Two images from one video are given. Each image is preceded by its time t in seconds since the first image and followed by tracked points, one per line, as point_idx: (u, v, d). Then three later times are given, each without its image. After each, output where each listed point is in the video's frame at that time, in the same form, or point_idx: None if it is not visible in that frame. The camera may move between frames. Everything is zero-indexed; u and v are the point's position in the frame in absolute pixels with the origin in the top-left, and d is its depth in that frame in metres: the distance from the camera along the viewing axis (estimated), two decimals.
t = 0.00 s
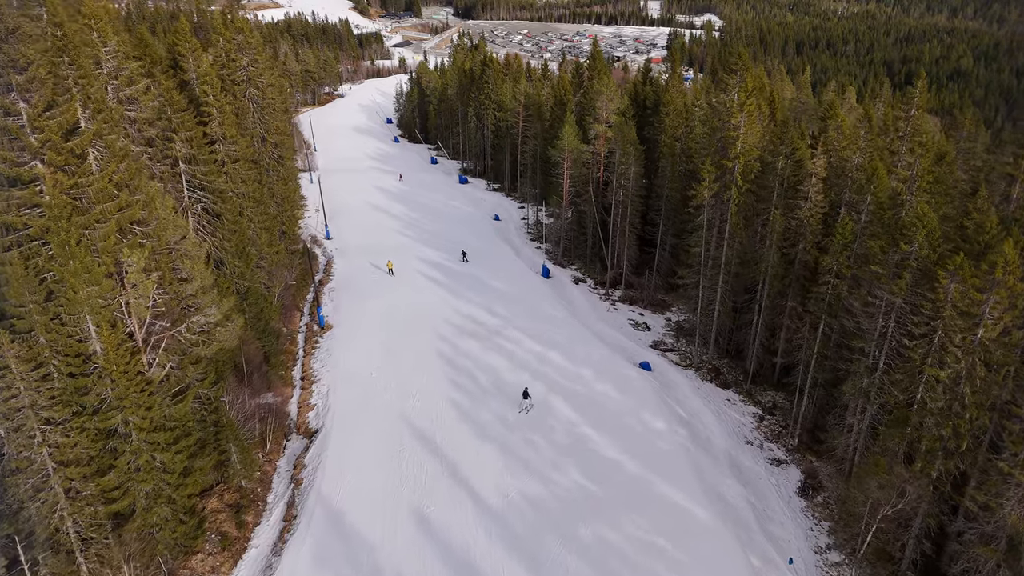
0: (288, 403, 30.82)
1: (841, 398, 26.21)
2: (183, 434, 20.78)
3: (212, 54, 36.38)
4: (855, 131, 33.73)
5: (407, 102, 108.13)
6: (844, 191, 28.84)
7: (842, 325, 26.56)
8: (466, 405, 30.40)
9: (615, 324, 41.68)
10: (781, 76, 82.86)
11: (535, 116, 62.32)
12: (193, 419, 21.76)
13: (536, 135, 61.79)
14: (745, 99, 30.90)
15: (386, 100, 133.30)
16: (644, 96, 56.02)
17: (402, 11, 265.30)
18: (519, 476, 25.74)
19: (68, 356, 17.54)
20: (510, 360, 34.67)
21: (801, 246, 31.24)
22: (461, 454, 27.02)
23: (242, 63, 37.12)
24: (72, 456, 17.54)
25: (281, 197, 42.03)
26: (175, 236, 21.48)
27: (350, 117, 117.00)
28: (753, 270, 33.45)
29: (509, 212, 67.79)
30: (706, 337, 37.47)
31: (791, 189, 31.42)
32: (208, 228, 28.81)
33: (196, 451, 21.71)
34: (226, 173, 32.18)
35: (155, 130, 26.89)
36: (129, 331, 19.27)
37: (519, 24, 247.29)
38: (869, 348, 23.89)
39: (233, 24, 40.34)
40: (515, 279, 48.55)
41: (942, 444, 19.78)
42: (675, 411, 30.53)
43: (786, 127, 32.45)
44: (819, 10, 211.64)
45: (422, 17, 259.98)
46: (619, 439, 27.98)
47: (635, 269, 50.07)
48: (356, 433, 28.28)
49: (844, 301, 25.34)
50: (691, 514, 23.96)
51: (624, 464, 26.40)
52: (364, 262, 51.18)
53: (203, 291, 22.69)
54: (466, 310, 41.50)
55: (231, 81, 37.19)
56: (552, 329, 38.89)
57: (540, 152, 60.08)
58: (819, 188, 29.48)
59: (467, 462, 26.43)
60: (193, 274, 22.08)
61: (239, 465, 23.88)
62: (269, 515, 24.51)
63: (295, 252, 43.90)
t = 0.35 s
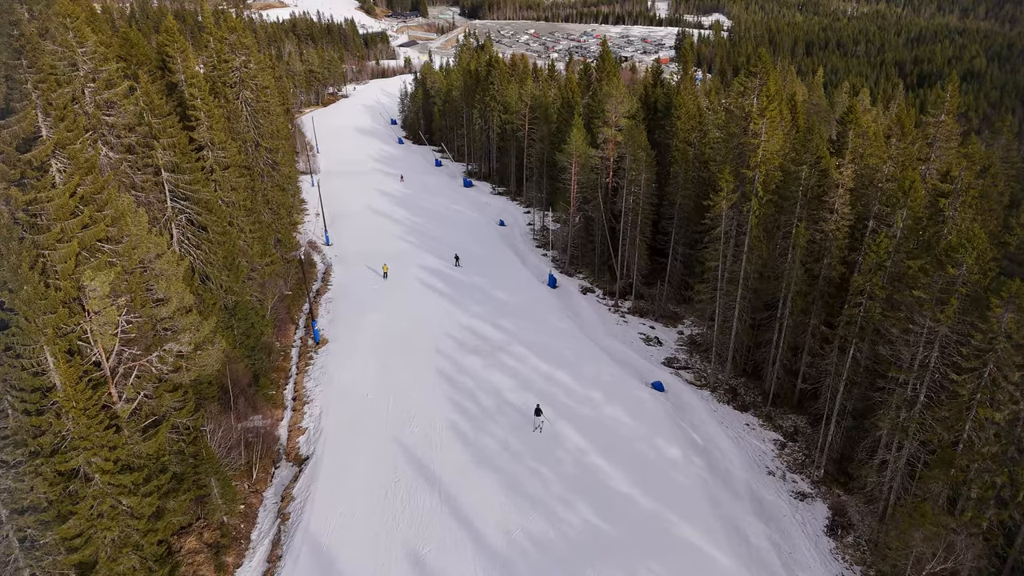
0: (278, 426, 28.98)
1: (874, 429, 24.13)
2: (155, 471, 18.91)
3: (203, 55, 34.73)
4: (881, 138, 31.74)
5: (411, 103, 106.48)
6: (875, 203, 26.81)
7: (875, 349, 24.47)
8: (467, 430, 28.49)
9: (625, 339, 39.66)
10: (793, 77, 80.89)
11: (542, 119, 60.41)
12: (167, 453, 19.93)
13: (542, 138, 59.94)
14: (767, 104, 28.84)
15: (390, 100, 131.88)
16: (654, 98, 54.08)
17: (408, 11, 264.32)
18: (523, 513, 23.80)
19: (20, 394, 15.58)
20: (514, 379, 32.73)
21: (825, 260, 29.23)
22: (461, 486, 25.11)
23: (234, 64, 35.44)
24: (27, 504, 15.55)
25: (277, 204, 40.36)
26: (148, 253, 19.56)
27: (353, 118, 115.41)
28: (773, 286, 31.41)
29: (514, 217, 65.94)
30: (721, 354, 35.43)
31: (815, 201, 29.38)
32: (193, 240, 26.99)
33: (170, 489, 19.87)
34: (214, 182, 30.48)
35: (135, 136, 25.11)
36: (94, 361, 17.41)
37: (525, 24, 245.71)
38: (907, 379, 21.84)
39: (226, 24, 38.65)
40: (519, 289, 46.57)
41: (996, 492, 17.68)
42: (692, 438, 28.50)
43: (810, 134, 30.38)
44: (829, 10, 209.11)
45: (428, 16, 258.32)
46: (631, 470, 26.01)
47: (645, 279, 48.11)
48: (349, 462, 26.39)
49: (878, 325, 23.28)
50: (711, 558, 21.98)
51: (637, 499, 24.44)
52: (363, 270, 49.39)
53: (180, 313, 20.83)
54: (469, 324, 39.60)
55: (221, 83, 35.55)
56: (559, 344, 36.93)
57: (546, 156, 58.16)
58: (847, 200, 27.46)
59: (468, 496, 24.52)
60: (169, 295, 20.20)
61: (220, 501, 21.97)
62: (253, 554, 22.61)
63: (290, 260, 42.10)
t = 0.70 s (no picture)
0: (267, 451, 27.19)
1: (911, 466, 22.09)
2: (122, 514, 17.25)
3: (193, 56, 33.02)
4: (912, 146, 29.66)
5: (416, 104, 104.78)
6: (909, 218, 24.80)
7: (913, 379, 22.40)
8: (468, 459, 26.61)
9: (636, 355, 37.67)
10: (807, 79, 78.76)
11: (549, 122, 58.46)
12: (137, 492, 18.23)
13: (549, 142, 58.04)
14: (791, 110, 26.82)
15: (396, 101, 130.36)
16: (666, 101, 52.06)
17: (415, 11, 263.30)
18: (527, 554, 21.94)
19: None
20: (518, 400, 30.84)
21: (854, 277, 27.12)
22: (460, 522, 23.27)
23: (226, 65, 33.71)
24: None
25: (271, 212, 38.62)
26: (116, 275, 17.77)
27: (357, 119, 113.83)
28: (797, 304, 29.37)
29: (520, 223, 64.08)
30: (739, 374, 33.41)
31: (843, 214, 27.35)
32: (175, 254, 25.26)
33: (141, 531, 18.18)
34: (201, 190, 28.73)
35: (113, 143, 23.36)
36: (50, 397, 15.70)
37: (532, 24, 244.00)
38: (953, 415, 19.78)
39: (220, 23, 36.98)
40: (525, 300, 44.65)
41: None
42: (709, 468, 26.50)
43: (837, 141, 28.30)
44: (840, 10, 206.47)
45: (435, 16, 257.14)
46: (644, 505, 24.08)
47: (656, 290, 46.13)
48: (340, 495, 24.56)
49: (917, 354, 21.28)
50: None
51: (651, 539, 22.52)
52: (362, 279, 47.61)
53: (152, 339, 19.11)
54: (471, 338, 37.71)
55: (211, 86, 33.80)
56: (566, 361, 34.98)
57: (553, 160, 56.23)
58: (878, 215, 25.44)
59: (467, 534, 22.66)
60: (139, 320, 18.47)
61: (196, 542, 20.15)
62: None
63: (286, 270, 40.36)
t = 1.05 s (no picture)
0: (252, 480, 25.36)
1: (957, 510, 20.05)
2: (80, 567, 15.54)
3: (181, 57, 31.27)
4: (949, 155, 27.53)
5: (421, 105, 103.10)
6: (950, 236, 22.78)
7: (958, 414, 20.33)
8: (468, 490, 24.72)
9: (647, 372, 35.68)
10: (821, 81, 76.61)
11: (557, 125, 56.50)
12: (99, 543, 16.43)
13: (556, 146, 56.12)
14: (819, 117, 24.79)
15: (400, 102, 128.87)
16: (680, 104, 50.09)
17: (422, 10, 262.11)
18: None
19: None
20: (522, 424, 28.94)
21: (887, 298, 25.04)
22: (458, 563, 21.38)
23: (216, 66, 31.92)
24: None
25: (265, 221, 36.84)
26: (75, 301, 15.94)
27: (361, 120, 112.24)
28: (823, 325, 27.33)
29: (525, 228, 62.22)
30: (758, 396, 31.36)
31: (873, 229, 25.40)
32: (154, 270, 23.49)
33: None
34: (186, 200, 26.98)
35: (86, 151, 21.59)
36: None
37: (539, 24, 242.00)
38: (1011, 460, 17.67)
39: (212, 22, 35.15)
40: (530, 311, 42.70)
41: None
42: (729, 504, 24.51)
43: (869, 150, 26.19)
44: (851, 10, 203.81)
45: (442, 16, 255.69)
46: (658, 546, 22.13)
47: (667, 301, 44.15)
48: (329, 532, 22.74)
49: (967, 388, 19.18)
50: None
51: None
52: (361, 288, 45.78)
53: (121, 371, 17.34)
54: (474, 353, 35.82)
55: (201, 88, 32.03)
56: (574, 380, 33.03)
57: (560, 165, 54.28)
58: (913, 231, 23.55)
59: None
60: (103, 352, 16.61)
61: None
62: None
63: (281, 280, 38.62)
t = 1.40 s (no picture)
0: (237, 513, 23.50)
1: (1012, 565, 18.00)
2: None
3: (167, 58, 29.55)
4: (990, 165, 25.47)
5: (426, 106, 101.40)
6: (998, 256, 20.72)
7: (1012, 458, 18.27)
8: (468, 529, 22.80)
9: (660, 393, 33.68)
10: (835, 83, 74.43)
11: (565, 128, 54.58)
12: None
13: (564, 150, 54.17)
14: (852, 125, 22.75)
15: (406, 102, 127.26)
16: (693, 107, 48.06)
17: (429, 10, 260.98)
18: None
19: None
20: (527, 452, 27.05)
21: (925, 322, 22.97)
22: None
23: (205, 68, 30.16)
24: None
25: (257, 230, 35.12)
26: (24, 333, 14.24)
27: (365, 121, 110.68)
28: (853, 349, 25.25)
29: (531, 234, 60.32)
30: (780, 422, 29.26)
31: (910, 247, 23.35)
32: (129, 288, 21.76)
33: None
34: (168, 211, 25.26)
35: (54, 159, 19.85)
36: None
37: (546, 24, 240.20)
38: None
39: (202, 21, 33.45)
40: (536, 324, 40.79)
41: None
42: (751, 545, 22.53)
43: (905, 161, 24.14)
44: (863, 10, 200.94)
45: (449, 16, 254.41)
46: None
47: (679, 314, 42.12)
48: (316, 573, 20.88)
49: None
50: None
51: None
52: (360, 298, 43.99)
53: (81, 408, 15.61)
54: (477, 371, 33.95)
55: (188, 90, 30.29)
56: (583, 403, 31.05)
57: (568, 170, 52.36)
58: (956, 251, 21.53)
59: None
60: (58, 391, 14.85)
61: None
62: None
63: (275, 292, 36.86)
